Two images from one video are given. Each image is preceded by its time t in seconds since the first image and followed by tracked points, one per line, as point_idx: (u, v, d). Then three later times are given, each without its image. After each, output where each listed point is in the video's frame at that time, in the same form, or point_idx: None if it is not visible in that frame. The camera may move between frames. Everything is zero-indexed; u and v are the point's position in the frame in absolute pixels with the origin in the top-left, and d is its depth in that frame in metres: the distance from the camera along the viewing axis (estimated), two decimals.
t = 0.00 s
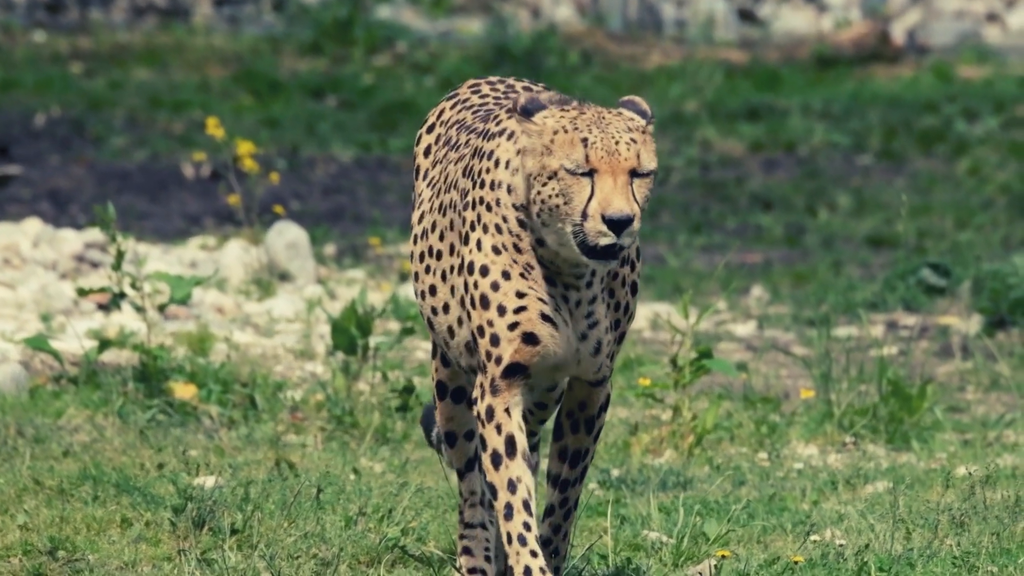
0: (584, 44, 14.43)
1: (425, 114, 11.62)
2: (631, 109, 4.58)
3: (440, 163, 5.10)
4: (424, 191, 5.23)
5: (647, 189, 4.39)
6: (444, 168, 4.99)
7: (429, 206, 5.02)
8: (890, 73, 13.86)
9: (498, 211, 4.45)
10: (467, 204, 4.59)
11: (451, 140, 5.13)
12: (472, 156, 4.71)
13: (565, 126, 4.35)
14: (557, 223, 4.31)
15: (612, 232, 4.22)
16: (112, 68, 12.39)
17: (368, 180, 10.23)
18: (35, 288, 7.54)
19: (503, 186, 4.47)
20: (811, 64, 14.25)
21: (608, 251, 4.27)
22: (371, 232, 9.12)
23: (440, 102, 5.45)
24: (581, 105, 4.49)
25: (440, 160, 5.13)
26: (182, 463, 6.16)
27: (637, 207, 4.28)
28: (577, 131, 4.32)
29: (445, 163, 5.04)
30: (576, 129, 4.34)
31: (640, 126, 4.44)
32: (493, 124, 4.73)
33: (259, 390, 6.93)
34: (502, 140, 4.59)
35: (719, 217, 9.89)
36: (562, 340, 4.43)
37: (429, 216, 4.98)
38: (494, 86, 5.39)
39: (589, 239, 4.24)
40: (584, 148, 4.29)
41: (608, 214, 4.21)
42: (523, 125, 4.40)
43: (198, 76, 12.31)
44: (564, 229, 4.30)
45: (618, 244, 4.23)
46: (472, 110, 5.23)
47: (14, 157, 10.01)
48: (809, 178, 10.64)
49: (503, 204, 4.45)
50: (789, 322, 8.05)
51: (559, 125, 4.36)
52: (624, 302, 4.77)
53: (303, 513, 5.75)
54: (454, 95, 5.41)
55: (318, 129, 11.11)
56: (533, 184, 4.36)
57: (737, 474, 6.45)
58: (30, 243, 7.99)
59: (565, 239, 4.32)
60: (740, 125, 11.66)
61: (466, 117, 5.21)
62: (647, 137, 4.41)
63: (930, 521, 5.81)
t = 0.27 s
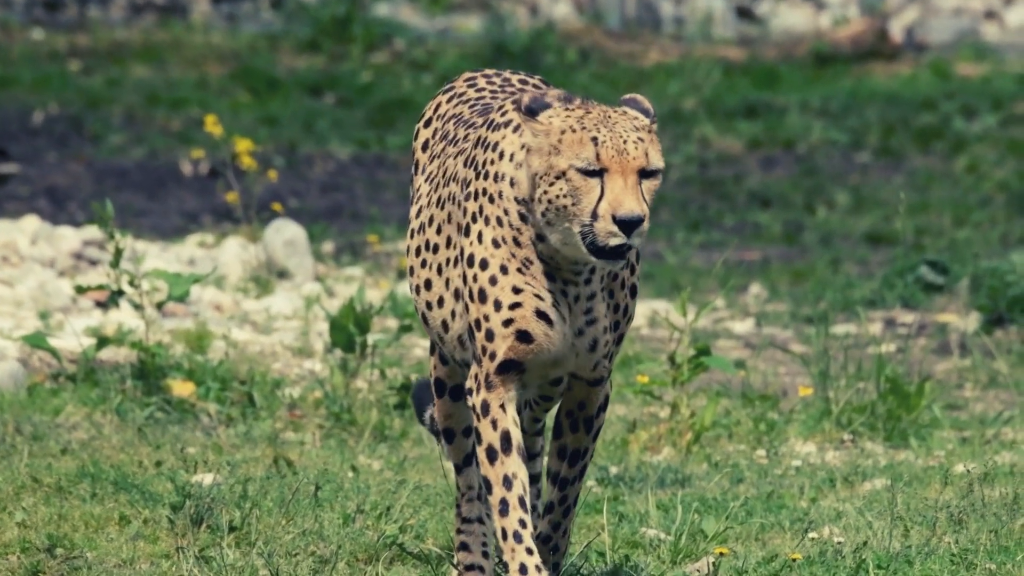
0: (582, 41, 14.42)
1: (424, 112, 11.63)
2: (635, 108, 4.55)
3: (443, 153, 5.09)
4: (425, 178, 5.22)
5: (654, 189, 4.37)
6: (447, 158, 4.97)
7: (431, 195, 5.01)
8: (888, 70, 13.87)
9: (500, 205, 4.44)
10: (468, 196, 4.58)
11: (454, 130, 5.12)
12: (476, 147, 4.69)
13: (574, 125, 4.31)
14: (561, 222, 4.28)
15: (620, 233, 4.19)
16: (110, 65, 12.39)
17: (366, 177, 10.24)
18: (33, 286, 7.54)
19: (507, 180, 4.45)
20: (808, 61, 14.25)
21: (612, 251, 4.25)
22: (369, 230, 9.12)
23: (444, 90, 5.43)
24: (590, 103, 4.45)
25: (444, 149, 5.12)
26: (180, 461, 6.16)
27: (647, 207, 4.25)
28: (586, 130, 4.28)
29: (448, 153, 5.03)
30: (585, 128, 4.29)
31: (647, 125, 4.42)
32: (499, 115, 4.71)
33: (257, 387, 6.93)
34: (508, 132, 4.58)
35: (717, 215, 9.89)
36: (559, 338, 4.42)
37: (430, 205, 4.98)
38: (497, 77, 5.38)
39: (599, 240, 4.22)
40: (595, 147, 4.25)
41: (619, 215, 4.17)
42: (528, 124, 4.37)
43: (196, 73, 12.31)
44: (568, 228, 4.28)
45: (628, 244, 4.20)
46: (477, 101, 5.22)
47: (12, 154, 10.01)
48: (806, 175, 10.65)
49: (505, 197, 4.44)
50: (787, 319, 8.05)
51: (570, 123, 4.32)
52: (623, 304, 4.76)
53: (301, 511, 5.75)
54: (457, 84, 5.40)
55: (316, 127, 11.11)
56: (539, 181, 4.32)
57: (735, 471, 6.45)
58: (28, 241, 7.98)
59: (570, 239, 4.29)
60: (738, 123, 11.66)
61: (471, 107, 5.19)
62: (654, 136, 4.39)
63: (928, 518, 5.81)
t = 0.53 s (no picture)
0: (580, 37, 14.42)
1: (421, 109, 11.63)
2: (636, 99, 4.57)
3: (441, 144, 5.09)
4: (422, 168, 5.22)
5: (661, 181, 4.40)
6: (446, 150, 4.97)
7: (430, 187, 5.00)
8: (886, 67, 13.87)
9: (502, 196, 4.44)
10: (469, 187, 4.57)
11: (454, 121, 5.12)
12: (476, 138, 4.69)
13: (582, 117, 4.34)
14: (569, 213, 4.30)
15: (631, 225, 4.21)
16: (108, 62, 12.39)
17: (364, 174, 10.24)
18: (30, 282, 7.53)
19: (510, 172, 4.45)
20: (806, 58, 14.25)
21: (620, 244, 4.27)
22: (367, 227, 9.12)
23: (442, 82, 5.44)
24: (596, 95, 4.48)
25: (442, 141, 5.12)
26: (178, 457, 6.16)
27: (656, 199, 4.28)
28: (596, 122, 4.31)
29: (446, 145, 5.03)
30: (595, 120, 4.32)
31: (653, 117, 4.45)
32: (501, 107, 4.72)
33: (255, 384, 6.93)
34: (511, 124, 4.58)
35: (714, 212, 9.89)
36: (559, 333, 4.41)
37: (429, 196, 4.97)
38: (491, 70, 5.40)
39: (608, 232, 4.24)
40: (605, 138, 4.28)
41: (629, 207, 4.20)
42: (535, 115, 4.39)
43: (193, 70, 12.31)
44: (575, 219, 4.29)
45: (638, 236, 4.23)
46: (475, 93, 5.23)
47: (9, 151, 10.00)
48: (804, 172, 10.65)
49: (508, 189, 4.43)
50: (784, 316, 8.05)
51: (579, 116, 4.34)
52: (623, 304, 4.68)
53: (298, 507, 5.75)
54: (454, 78, 5.41)
55: (314, 124, 11.11)
56: (546, 172, 4.34)
57: (732, 468, 6.45)
58: (26, 238, 7.97)
59: (575, 231, 4.31)
60: (736, 120, 11.66)
61: (470, 99, 5.20)
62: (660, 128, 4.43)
63: (925, 515, 5.81)
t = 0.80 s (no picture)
0: (578, 34, 14.42)
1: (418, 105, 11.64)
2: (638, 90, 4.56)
3: (441, 138, 5.09)
4: (422, 162, 5.21)
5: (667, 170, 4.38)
6: (446, 145, 4.96)
7: (430, 182, 4.99)
8: (884, 63, 13.87)
9: (504, 191, 4.43)
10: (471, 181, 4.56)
11: (454, 115, 5.11)
12: (478, 131, 4.68)
13: (588, 107, 4.31)
14: (575, 205, 4.28)
15: (640, 215, 4.19)
16: (105, 58, 12.38)
17: (361, 170, 10.24)
18: (28, 279, 7.51)
19: (513, 165, 4.44)
20: (803, 55, 14.25)
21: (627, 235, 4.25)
22: (364, 223, 9.12)
23: (442, 76, 5.43)
24: (600, 87, 4.46)
25: (442, 134, 5.11)
26: (175, 454, 6.16)
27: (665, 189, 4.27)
28: (603, 112, 4.29)
29: (447, 139, 5.02)
30: (601, 110, 4.30)
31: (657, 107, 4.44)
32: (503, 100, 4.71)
33: (252, 381, 6.93)
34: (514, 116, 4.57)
35: (712, 208, 9.89)
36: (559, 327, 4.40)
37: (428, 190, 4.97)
38: (489, 65, 5.40)
39: (616, 223, 4.22)
40: (613, 128, 4.25)
41: (639, 197, 4.18)
42: (539, 106, 4.36)
43: (191, 66, 12.31)
44: (581, 211, 4.27)
45: (647, 227, 4.21)
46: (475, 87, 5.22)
47: (7, 147, 10.00)
48: (801, 168, 10.64)
49: (511, 182, 4.42)
50: (782, 312, 8.05)
51: (586, 105, 4.32)
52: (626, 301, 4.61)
53: (295, 504, 5.75)
54: (452, 74, 5.41)
55: (311, 120, 11.11)
56: (552, 164, 4.31)
57: (730, 465, 6.45)
58: (23, 234, 7.93)
59: (580, 223, 4.29)
60: (733, 116, 11.66)
61: (470, 93, 5.19)
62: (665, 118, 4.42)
63: (923, 512, 5.81)
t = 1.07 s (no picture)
0: (575, 31, 14.42)
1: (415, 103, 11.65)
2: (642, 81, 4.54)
3: (440, 134, 5.07)
4: (421, 158, 5.20)
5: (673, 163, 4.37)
6: (447, 140, 4.94)
7: (430, 178, 4.97)
8: (881, 60, 13.88)
9: (507, 184, 4.40)
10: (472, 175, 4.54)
11: (454, 111, 5.09)
12: (480, 125, 4.66)
13: (594, 98, 4.30)
14: (580, 197, 4.26)
15: (647, 207, 4.18)
16: (102, 56, 12.39)
17: (359, 167, 10.24)
18: (25, 276, 7.51)
19: (515, 158, 4.42)
20: (801, 52, 14.26)
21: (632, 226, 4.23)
22: (361, 221, 9.12)
23: (442, 73, 5.42)
24: (604, 78, 4.45)
25: (442, 130, 5.09)
26: (172, 450, 6.16)
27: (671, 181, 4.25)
28: (608, 103, 4.28)
29: (447, 135, 5.00)
30: (607, 101, 4.29)
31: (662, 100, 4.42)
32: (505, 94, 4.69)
33: (249, 377, 6.93)
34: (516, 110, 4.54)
35: (709, 206, 9.89)
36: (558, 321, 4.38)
37: (427, 185, 4.95)
38: (485, 62, 5.40)
39: (623, 214, 4.21)
40: (619, 118, 4.25)
41: (646, 188, 4.17)
42: (544, 98, 4.34)
43: (188, 63, 12.31)
44: (587, 203, 4.26)
45: (653, 218, 4.19)
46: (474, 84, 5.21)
47: (4, 144, 10.00)
48: (799, 165, 10.65)
49: (515, 175, 4.40)
50: (779, 309, 8.06)
51: (591, 97, 4.31)
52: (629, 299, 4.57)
53: (292, 501, 5.75)
54: (450, 71, 5.40)
55: (308, 117, 11.12)
56: (557, 156, 4.31)
57: (727, 461, 6.45)
58: (20, 231, 7.95)
59: (584, 215, 4.26)
60: (730, 113, 11.67)
61: (471, 89, 5.18)
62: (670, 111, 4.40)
63: (920, 508, 5.81)
